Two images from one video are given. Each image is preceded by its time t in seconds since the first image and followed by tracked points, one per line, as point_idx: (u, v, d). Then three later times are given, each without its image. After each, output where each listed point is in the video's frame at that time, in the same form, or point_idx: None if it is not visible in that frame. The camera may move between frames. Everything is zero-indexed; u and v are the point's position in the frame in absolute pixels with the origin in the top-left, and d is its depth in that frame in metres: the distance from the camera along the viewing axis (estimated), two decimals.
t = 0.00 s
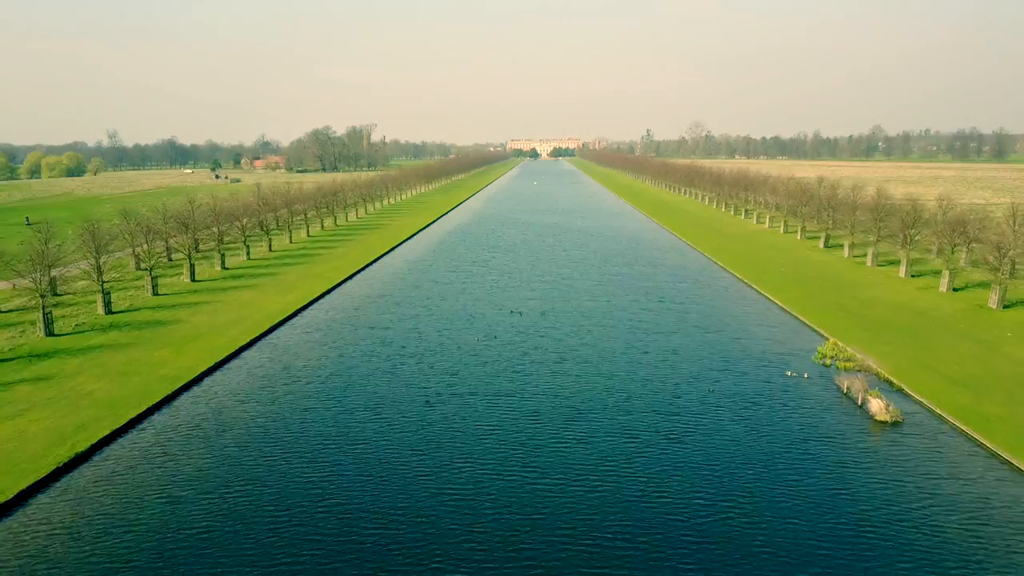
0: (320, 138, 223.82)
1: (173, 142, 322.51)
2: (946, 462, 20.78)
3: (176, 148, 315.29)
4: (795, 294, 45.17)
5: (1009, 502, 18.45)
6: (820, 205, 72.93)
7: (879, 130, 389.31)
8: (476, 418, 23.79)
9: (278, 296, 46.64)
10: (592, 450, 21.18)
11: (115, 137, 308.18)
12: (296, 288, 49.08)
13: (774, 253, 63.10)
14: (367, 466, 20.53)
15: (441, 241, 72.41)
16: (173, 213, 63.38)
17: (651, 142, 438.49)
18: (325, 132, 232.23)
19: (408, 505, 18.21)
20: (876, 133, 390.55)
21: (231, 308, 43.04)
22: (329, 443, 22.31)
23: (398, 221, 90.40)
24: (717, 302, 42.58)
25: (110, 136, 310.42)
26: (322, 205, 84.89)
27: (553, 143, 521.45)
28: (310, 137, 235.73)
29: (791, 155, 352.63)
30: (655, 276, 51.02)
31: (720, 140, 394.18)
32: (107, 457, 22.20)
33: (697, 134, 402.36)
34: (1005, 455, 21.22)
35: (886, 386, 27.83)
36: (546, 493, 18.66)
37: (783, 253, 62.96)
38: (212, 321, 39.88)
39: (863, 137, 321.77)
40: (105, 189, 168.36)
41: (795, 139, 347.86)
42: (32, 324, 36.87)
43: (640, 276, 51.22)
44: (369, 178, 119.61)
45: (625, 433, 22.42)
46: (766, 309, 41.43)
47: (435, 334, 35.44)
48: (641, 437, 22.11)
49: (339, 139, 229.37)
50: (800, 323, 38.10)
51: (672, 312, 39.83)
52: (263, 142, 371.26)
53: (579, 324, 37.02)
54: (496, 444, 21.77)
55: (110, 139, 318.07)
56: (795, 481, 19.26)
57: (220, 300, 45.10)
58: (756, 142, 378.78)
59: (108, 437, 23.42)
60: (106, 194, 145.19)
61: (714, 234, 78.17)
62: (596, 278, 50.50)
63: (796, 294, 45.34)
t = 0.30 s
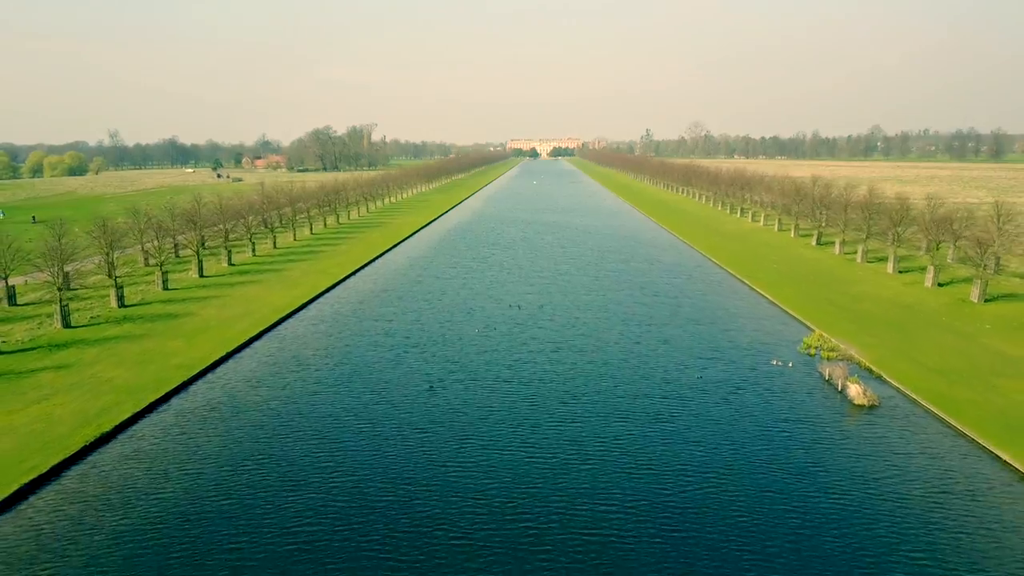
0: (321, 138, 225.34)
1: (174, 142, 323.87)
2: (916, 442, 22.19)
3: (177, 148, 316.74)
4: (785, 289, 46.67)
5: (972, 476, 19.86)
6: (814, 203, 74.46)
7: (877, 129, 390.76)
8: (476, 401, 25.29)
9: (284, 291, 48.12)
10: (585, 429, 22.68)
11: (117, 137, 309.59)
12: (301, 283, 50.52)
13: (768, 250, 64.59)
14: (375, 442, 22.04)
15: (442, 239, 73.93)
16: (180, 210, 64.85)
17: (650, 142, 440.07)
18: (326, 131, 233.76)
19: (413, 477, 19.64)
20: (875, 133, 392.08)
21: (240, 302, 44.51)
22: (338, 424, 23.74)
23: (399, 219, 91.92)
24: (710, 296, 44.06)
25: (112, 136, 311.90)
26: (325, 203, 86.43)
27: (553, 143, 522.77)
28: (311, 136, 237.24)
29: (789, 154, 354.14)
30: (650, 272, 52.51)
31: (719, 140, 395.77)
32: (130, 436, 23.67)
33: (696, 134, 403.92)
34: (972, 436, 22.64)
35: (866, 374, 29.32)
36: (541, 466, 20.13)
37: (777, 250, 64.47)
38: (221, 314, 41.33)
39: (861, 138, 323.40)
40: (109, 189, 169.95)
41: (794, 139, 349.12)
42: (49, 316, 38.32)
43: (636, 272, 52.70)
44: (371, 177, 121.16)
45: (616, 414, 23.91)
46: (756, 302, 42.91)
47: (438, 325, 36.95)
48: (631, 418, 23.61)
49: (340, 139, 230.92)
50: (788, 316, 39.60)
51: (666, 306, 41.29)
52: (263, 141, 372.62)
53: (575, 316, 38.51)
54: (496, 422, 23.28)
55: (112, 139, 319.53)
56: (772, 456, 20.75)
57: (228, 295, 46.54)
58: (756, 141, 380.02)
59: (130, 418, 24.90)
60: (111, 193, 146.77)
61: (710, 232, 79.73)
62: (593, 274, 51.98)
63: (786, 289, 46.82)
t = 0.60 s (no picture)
0: (322, 137, 226.59)
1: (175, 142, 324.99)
2: (891, 424, 23.61)
3: (179, 148, 317.88)
4: (777, 284, 48.10)
5: (939, 453, 21.30)
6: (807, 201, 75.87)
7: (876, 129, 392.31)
8: (478, 386, 26.71)
9: (291, 286, 49.56)
10: (580, 411, 24.13)
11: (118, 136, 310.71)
12: (307, 279, 51.95)
13: (763, 248, 66.03)
14: (382, 423, 23.48)
15: (442, 236, 75.30)
16: (187, 209, 66.29)
17: (649, 142, 441.53)
18: (326, 131, 235.05)
19: (419, 454, 21.04)
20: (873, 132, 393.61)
21: (248, 297, 45.91)
22: (347, 407, 25.15)
23: (401, 218, 93.31)
24: (703, 291, 45.49)
25: (113, 135, 312.95)
26: (328, 201, 87.86)
27: (552, 142, 523.57)
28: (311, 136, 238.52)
29: (787, 154, 355.53)
30: (647, 268, 53.95)
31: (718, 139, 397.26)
32: (152, 419, 25.11)
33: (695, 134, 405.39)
34: (945, 419, 24.03)
35: (849, 362, 30.75)
36: (538, 443, 21.57)
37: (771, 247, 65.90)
38: (230, 308, 42.75)
39: (860, 138, 324.88)
40: (112, 188, 171.12)
41: (793, 138, 349.47)
42: (65, 309, 39.75)
43: (633, 268, 54.12)
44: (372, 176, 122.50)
45: (610, 398, 25.35)
46: (748, 297, 44.33)
47: (440, 318, 38.37)
48: (623, 402, 25.05)
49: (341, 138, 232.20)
50: (778, 309, 41.00)
51: (662, 300, 42.71)
52: (263, 141, 373.69)
53: (573, 310, 39.93)
54: (496, 405, 24.72)
55: (113, 139, 320.55)
56: (755, 435, 22.20)
57: (236, 290, 47.97)
58: (757, 138, 380.30)
59: (151, 402, 26.34)
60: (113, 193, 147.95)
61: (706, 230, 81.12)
62: (591, 270, 53.38)
63: (778, 284, 48.25)
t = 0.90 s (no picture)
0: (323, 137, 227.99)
1: (177, 141, 326.12)
2: (868, 407, 25.08)
3: (180, 147, 319.18)
4: (770, 280, 49.47)
5: (910, 433, 22.78)
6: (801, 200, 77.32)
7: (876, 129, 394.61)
8: (480, 373, 28.14)
9: (297, 281, 50.97)
10: (576, 396, 25.51)
11: (120, 136, 311.92)
12: (312, 275, 53.37)
13: (758, 245, 67.38)
14: (390, 406, 24.88)
15: (443, 234, 76.69)
16: (194, 207, 67.72)
17: (649, 142, 443.45)
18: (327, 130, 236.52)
19: (425, 434, 22.49)
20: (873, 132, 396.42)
21: (256, 291, 47.34)
22: (356, 391, 26.62)
23: (402, 217, 94.61)
24: (696, 286, 46.95)
25: (115, 135, 314.20)
26: (331, 199, 89.26)
27: (553, 142, 524.88)
28: (312, 136, 239.86)
29: (786, 154, 357.11)
30: (643, 265, 55.41)
31: (717, 139, 398.90)
32: (171, 402, 26.55)
33: (694, 133, 406.93)
34: (921, 403, 25.48)
35: (834, 352, 32.15)
36: (537, 424, 23.00)
37: (766, 245, 67.25)
38: (239, 302, 44.14)
39: (858, 138, 326.57)
40: (115, 187, 172.47)
41: (793, 138, 350.80)
42: (81, 303, 41.17)
43: (630, 264, 55.49)
44: (374, 175, 123.87)
45: (604, 384, 26.80)
46: (740, 292, 45.78)
47: (443, 311, 39.77)
48: (616, 387, 26.54)
49: (342, 138, 233.55)
50: (769, 303, 42.44)
51: (657, 295, 44.12)
52: (264, 140, 374.96)
53: (570, 304, 41.31)
54: (496, 390, 26.14)
55: (114, 138, 321.84)
56: (739, 418, 23.62)
57: (244, 285, 49.41)
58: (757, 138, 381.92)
59: (169, 388, 27.79)
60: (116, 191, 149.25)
61: (702, 228, 82.57)
62: (589, 266, 54.81)
63: (772, 280, 49.63)
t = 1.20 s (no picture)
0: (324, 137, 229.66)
1: (178, 141, 327.70)
2: (849, 393, 26.57)
3: (181, 147, 320.75)
4: (763, 276, 50.99)
5: (888, 416, 24.26)
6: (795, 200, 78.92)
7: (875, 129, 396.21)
8: (483, 362, 29.65)
9: (304, 277, 52.46)
10: (574, 383, 26.99)
11: (122, 136, 313.46)
12: (318, 271, 54.85)
13: (752, 243, 68.96)
14: (398, 391, 26.37)
15: (444, 232, 78.28)
16: (201, 205, 69.21)
17: (648, 142, 445.02)
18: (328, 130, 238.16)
19: (431, 416, 23.89)
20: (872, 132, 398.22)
21: (264, 287, 48.83)
22: (366, 378, 28.12)
23: (404, 215, 96.23)
24: (691, 282, 48.45)
25: (117, 135, 315.76)
26: (334, 198, 90.89)
27: (553, 143, 526.09)
28: (313, 136, 241.53)
29: (785, 154, 358.85)
30: (640, 261, 56.93)
31: (716, 138, 400.54)
32: (191, 388, 28.04)
33: (694, 133, 408.67)
34: (901, 389, 26.91)
35: (821, 343, 33.62)
36: (537, 407, 24.50)
37: (760, 243, 68.83)
38: (248, 297, 45.62)
39: (856, 138, 328.37)
40: (118, 187, 174.05)
41: (792, 137, 352.48)
42: (97, 297, 42.66)
43: (628, 261, 57.02)
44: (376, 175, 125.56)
45: (600, 372, 28.28)
46: (734, 287, 47.31)
47: (446, 305, 41.26)
48: (613, 374, 28.04)
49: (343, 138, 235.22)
50: (761, 298, 43.95)
51: (652, 289, 45.65)
52: (265, 140, 376.61)
53: (569, 299, 42.81)
54: (499, 377, 27.63)
55: (116, 138, 323.47)
56: (728, 402, 25.11)
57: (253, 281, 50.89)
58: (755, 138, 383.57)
59: (188, 375, 29.27)
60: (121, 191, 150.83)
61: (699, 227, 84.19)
62: (588, 263, 56.34)
63: (765, 276, 51.16)
